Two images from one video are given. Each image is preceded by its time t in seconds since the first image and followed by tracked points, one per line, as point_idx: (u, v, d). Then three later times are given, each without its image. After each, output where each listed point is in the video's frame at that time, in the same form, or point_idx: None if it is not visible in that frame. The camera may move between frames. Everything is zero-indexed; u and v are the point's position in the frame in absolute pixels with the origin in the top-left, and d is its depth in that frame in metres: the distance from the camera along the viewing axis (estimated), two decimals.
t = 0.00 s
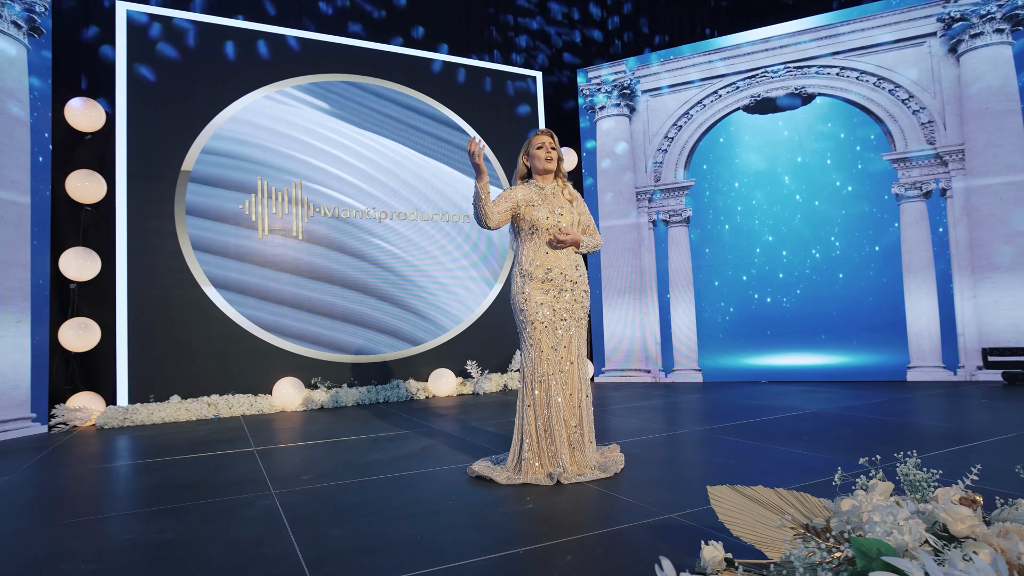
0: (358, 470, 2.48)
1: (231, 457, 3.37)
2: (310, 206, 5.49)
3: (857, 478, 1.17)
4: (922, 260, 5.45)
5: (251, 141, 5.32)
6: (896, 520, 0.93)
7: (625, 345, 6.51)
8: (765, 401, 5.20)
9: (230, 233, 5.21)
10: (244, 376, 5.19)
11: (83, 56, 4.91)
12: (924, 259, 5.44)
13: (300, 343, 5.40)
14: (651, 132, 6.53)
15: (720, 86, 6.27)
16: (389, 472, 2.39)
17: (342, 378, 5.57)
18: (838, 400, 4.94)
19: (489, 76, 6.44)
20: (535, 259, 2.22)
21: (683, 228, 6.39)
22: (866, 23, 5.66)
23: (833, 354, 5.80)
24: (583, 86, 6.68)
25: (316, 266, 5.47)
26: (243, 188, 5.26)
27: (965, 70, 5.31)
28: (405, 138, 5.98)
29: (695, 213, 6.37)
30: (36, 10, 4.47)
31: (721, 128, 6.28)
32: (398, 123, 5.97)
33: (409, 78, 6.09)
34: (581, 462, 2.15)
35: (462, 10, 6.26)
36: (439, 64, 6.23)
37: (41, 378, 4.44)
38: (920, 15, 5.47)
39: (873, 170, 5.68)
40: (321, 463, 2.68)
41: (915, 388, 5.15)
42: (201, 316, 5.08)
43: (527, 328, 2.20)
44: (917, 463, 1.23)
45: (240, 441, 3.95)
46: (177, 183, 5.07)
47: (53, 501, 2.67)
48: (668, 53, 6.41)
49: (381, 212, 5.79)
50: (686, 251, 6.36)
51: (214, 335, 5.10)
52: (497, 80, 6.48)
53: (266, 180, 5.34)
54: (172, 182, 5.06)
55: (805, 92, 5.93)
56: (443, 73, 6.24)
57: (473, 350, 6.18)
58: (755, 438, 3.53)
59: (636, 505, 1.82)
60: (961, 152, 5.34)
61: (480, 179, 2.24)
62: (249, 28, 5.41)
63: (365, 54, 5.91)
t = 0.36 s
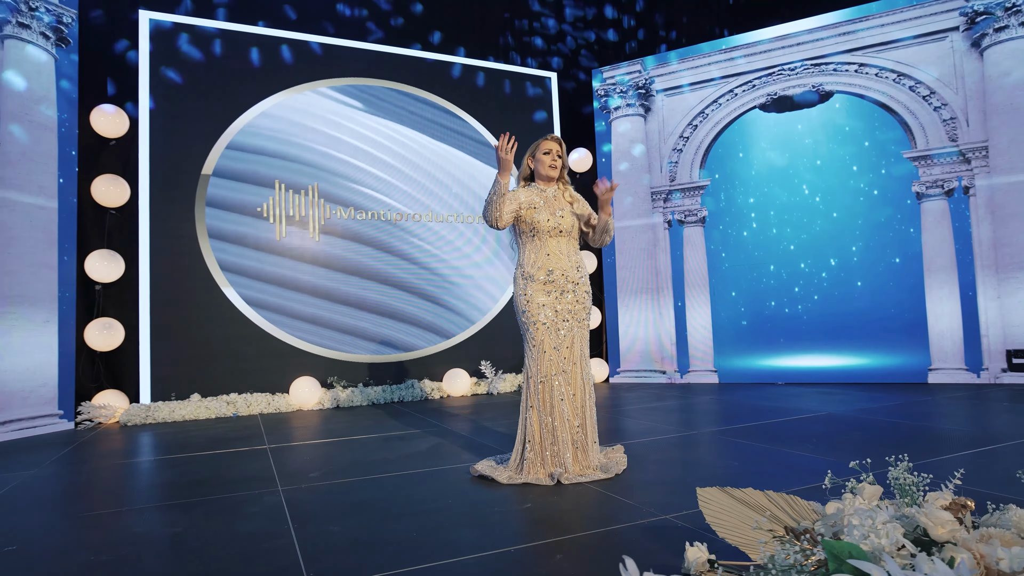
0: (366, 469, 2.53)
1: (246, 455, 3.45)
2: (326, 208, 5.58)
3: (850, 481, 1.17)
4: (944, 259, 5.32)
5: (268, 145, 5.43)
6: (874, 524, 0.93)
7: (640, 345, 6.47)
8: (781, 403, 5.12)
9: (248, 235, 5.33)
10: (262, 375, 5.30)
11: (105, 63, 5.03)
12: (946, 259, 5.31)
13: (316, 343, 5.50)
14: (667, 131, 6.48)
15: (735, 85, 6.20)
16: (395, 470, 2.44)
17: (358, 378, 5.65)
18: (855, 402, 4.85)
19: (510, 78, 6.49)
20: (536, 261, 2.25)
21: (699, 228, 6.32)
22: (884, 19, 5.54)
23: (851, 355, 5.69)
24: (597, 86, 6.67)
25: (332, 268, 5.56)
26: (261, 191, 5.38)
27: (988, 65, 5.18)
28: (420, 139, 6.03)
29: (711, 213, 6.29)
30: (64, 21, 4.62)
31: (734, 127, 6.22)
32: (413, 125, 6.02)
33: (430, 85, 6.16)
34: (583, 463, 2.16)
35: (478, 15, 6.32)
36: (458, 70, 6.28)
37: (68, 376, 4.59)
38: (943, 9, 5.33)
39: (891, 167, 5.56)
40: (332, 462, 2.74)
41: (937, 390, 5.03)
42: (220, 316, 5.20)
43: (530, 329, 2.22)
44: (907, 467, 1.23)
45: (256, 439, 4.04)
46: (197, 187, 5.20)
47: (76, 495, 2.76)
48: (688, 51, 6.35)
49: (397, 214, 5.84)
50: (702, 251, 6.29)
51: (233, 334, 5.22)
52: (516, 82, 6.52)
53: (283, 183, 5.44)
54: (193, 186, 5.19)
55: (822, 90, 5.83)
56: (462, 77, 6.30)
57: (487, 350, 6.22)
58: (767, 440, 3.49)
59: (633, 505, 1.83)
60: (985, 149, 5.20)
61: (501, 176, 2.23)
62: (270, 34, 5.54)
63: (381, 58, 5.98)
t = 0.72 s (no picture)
0: (374, 467, 2.58)
1: (261, 452, 3.53)
2: (342, 210, 5.67)
3: (839, 484, 1.17)
4: (967, 259, 5.19)
5: (286, 149, 5.54)
6: (852, 526, 0.94)
7: (655, 346, 6.43)
8: (797, 404, 5.05)
9: (267, 237, 5.45)
10: (280, 374, 5.42)
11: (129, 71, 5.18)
12: (969, 258, 5.18)
13: (332, 342, 5.60)
14: (682, 131, 6.42)
15: (750, 84, 6.13)
16: (401, 468, 2.49)
17: (373, 377, 5.74)
18: (873, 404, 4.77)
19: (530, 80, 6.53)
20: (538, 263, 2.29)
21: (715, 228, 6.24)
22: (903, 15, 5.43)
23: (870, 357, 5.57)
24: (613, 87, 6.65)
25: (348, 268, 5.65)
26: (279, 194, 5.50)
27: (1013, 58, 5.00)
28: (434, 141, 6.08)
29: (727, 213, 6.22)
30: (91, 30, 4.80)
31: (750, 126, 6.16)
32: (428, 127, 6.07)
33: (448, 87, 6.22)
34: (585, 462, 2.18)
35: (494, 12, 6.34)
36: (478, 74, 6.33)
37: (93, 375, 4.75)
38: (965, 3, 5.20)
39: (912, 165, 5.45)
40: (343, 460, 2.80)
41: (960, 392, 4.91)
42: (240, 316, 5.32)
43: (531, 330, 2.25)
44: (898, 469, 1.22)
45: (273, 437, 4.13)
46: (218, 190, 5.33)
47: (99, 489, 2.85)
48: (708, 48, 6.27)
49: (411, 216, 5.91)
50: (717, 251, 6.22)
51: (253, 334, 5.34)
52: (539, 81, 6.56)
53: (301, 186, 5.55)
54: (213, 189, 5.32)
55: (841, 88, 5.74)
56: (482, 82, 6.35)
57: (501, 350, 6.25)
58: (779, 443, 3.46)
59: (629, 505, 1.85)
60: (1009, 146, 5.04)
61: (496, 175, 2.27)
62: (294, 40, 5.67)
63: (398, 61, 6.05)
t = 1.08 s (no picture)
0: (382, 464, 2.64)
1: (276, 449, 3.62)
2: (357, 211, 5.76)
3: (823, 486, 1.18)
4: (988, 259, 5.06)
5: (302, 152, 5.64)
6: (826, 526, 0.95)
7: (669, 346, 6.40)
8: (812, 406, 4.99)
9: (284, 238, 5.56)
10: (297, 373, 5.53)
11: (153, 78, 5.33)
12: (990, 258, 5.06)
13: (348, 341, 5.69)
14: (697, 130, 6.38)
15: (766, 82, 6.07)
16: (408, 466, 2.54)
17: (388, 377, 5.82)
18: (890, 405, 4.68)
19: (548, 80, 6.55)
20: (541, 264, 2.32)
21: (729, 228, 6.20)
22: (922, 10, 5.32)
23: (888, 358, 5.48)
24: (628, 87, 6.64)
25: (363, 269, 5.74)
26: (296, 197, 5.61)
27: None
28: (449, 143, 6.14)
29: (741, 213, 6.17)
30: (115, 39, 4.95)
31: (766, 125, 6.09)
32: (443, 129, 6.14)
33: (463, 89, 6.28)
34: (585, 462, 2.20)
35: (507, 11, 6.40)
36: (497, 79, 6.39)
37: (117, 373, 4.90)
38: None
39: (933, 163, 5.33)
40: (355, 457, 2.87)
41: (981, 394, 4.79)
42: (258, 316, 5.44)
43: (533, 330, 2.28)
44: (884, 471, 1.23)
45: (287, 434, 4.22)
46: (237, 193, 5.46)
47: (120, 483, 2.95)
48: (726, 47, 6.22)
49: (426, 217, 5.97)
50: (732, 251, 6.16)
51: (270, 334, 5.46)
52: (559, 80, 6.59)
53: (317, 188, 5.65)
54: (231, 192, 5.45)
55: (858, 85, 5.65)
56: (502, 87, 6.40)
57: (514, 350, 6.28)
58: (789, 444, 3.42)
59: (625, 505, 1.86)
60: None
61: (484, 185, 2.30)
62: (316, 45, 5.80)
63: (413, 64, 6.12)
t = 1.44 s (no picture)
0: (388, 461, 2.71)
1: (287, 446, 3.70)
2: (369, 213, 5.84)
3: (803, 486, 1.20)
4: (1005, 259, 4.95)
5: (315, 154, 5.75)
6: (796, 525, 0.97)
7: (680, 347, 6.38)
8: (822, 407, 4.95)
9: (297, 239, 5.67)
10: (309, 372, 5.62)
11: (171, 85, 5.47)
12: (1007, 258, 4.95)
13: (359, 341, 5.78)
14: (707, 130, 6.36)
15: (778, 81, 6.02)
16: (411, 464, 2.60)
17: (398, 376, 5.89)
18: (901, 406, 4.63)
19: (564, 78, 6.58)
20: (541, 265, 2.36)
21: (740, 228, 6.16)
22: (936, 7, 5.24)
23: (900, 359, 5.39)
24: (638, 86, 6.63)
25: (375, 270, 5.82)
26: (308, 199, 5.71)
27: None
28: (460, 145, 6.20)
29: (752, 213, 6.13)
30: (133, 46, 5.09)
31: (777, 124, 6.04)
32: (454, 131, 6.19)
33: (475, 92, 6.33)
34: (583, 461, 2.23)
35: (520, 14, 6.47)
36: (512, 82, 6.44)
37: (135, 371, 5.03)
38: None
39: (950, 164, 5.20)
40: (363, 455, 2.94)
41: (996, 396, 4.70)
42: (272, 316, 5.55)
43: (533, 331, 2.32)
44: (864, 472, 1.25)
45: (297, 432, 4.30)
46: (251, 195, 5.57)
47: (138, 477, 3.05)
48: (743, 43, 6.16)
49: (437, 218, 6.04)
50: (743, 251, 6.12)
51: (284, 334, 5.56)
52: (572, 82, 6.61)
53: (329, 191, 5.75)
54: (246, 194, 5.56)
55: (870, 83, 5.57)
56: (516, 90, 6.45)
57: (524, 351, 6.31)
58: (795, 446, 3.41)
59: (617, 504, 1.89)
60: None
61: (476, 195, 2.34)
62: (333, 50, 5.91)
63: (425, 67, 6.20)
